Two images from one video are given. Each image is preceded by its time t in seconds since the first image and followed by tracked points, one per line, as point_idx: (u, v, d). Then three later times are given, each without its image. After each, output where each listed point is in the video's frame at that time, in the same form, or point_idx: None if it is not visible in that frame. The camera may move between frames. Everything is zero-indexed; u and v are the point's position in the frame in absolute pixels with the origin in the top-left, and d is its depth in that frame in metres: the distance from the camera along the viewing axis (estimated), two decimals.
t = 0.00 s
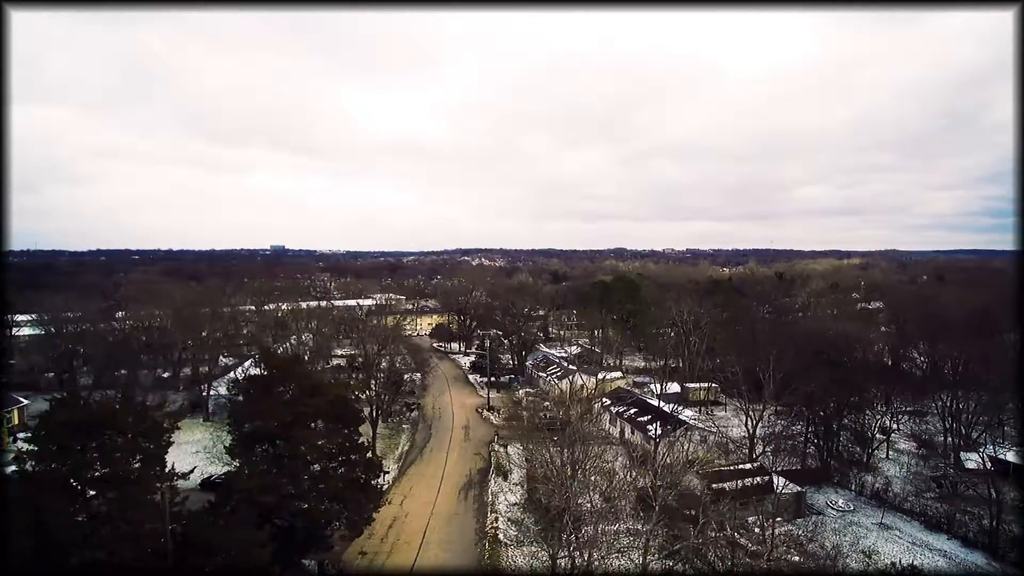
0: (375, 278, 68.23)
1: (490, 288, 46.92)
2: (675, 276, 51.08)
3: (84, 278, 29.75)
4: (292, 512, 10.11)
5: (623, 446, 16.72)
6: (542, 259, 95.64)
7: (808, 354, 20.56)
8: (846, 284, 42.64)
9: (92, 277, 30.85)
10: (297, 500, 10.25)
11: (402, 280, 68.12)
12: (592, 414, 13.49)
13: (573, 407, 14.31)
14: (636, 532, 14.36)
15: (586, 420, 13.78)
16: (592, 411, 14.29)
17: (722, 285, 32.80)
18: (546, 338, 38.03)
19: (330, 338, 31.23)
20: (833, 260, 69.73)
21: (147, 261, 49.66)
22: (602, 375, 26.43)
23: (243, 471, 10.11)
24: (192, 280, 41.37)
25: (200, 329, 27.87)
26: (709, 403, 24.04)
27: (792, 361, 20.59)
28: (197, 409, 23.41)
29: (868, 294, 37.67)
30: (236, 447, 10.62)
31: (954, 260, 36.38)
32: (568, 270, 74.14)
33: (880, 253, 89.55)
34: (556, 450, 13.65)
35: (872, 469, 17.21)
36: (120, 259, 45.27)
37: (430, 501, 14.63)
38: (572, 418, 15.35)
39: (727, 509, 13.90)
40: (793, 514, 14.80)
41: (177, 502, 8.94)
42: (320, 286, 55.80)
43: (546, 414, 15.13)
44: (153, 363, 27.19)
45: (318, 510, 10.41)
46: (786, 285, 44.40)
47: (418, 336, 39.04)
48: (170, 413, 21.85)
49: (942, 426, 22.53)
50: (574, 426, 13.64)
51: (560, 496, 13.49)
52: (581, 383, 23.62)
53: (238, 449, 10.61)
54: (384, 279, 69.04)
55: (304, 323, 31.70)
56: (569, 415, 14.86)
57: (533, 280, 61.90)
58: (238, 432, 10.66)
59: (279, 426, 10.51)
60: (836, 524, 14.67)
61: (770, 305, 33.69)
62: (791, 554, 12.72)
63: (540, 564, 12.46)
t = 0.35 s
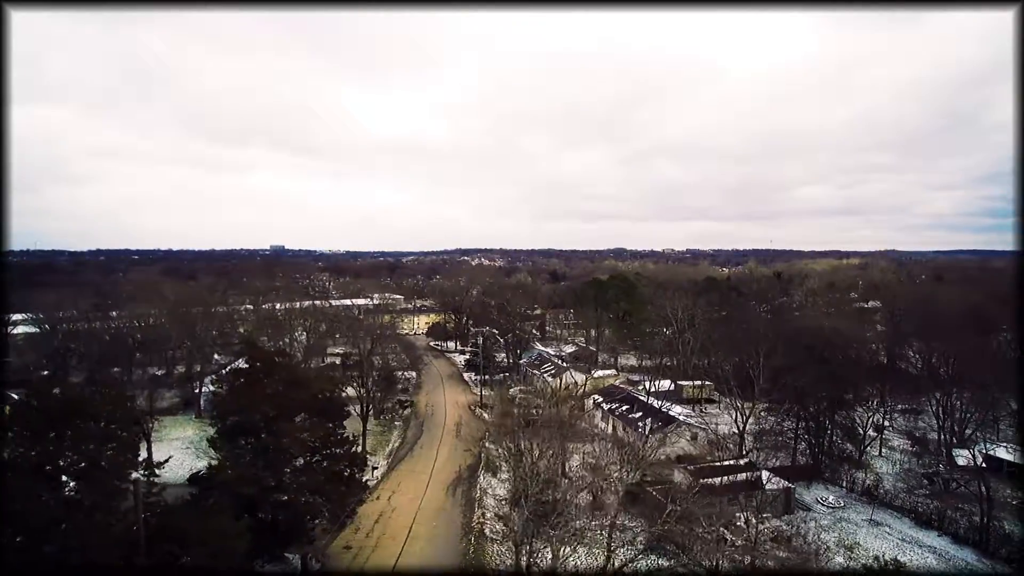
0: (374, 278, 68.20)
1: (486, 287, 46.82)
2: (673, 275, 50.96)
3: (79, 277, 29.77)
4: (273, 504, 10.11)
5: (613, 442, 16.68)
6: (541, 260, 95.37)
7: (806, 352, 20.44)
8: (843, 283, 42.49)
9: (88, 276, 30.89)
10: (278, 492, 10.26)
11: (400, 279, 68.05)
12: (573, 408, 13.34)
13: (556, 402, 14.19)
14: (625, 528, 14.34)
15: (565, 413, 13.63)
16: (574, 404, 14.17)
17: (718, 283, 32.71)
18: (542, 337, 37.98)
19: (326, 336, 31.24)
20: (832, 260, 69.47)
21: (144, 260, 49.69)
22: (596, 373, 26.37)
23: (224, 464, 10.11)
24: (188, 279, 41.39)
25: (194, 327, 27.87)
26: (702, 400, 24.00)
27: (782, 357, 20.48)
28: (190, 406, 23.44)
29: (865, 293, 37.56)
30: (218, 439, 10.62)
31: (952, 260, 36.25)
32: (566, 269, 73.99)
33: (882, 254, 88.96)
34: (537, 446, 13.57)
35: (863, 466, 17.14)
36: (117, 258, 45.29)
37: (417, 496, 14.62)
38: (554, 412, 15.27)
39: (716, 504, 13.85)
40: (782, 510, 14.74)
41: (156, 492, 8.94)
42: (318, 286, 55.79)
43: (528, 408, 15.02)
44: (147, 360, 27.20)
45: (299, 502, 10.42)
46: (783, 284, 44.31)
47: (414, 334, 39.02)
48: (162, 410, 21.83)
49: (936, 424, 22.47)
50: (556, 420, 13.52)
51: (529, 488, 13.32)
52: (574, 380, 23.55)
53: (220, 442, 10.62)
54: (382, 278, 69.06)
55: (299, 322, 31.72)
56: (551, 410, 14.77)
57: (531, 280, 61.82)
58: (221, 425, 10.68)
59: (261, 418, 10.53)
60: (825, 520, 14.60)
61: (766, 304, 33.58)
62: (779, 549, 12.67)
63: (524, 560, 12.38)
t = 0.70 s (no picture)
0: (371, 278, 68.12)
1: (482, 286, 46.80)
2: (670, 275, 50.86)
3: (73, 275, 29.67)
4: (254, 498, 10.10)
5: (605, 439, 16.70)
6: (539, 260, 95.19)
7: (786, 345, 20.08)
8: (840, 283, 42.37)
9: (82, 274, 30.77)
10: (258, 485, 10.25)
11: (398, 279, 67.97)
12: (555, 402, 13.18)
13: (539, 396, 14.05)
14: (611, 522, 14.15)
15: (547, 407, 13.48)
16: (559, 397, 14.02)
17: (712, 281, 32.62)
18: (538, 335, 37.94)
19: (320, 334, 31.17)
20: (831, 260, 69.25)
21: (140, 260, 49.57)
22: (589, 371, 26.30)
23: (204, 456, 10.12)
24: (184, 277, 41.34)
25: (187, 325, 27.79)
26: (695, 398, 23.93)
27: (773, 352, 20.44)
28: (182, 403, 23.35)
29: (860, 292, 37.49)
30: (199, 432, 10.62)
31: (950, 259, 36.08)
32: (564, 269, 73.86)
33: (881, 254, 88.65)
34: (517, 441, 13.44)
35: (853, 463, 17.08)
36: (112, 257, 45.18)
37: (404, 492, 14.56)
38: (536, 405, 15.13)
39: (704, 502, 13.73)
40: (770, 506, 14.70)
41: (134, 484, 8.96)
42: (315, 285, 55.73)
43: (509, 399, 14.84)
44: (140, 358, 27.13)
45: (280, 495, 10.42)
46: (780, 284, 44.25)
47: (410, 333, 39.00)
48: (152, 407, 21.76)
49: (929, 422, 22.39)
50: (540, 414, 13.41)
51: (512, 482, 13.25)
52: (566, 377, 23.48)
53: (200, 434, 10.61)
54: (379, 278, 69.01)
55: (294, 320, 31.69)
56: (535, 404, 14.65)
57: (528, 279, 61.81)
58: (202, 418, 10.69)
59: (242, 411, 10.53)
60: (814, 517, 14.56)
61: (762, 302, 33.46)
62: (766, 545, 12.58)
63: (508, 555, 12.31)
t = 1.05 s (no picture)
0: (365, 278, 67.82)
1: (476, 285, 46.68)
2: (663, 275, 50.83)
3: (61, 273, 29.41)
4: (235, 492, 10.07)
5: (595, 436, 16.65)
6: (534, 260, 95.01)
7: (775, 340, 20.04)
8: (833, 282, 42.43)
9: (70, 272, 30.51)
10: (239, 478, 10.20)
11: (392, 279, 67.72)
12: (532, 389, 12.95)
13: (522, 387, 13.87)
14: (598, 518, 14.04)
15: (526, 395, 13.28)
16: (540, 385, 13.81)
17: (705, 279, 32.66)
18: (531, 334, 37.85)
19: (311, 332, 31.01)
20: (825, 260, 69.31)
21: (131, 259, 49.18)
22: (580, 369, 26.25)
23: (184, 449, 10.06)
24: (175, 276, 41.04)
25: (176, 323, 27.58)
26: (686, 395, 23.91)
27: (762, 348, 20.47)
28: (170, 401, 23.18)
29: (853, 290, 37.59)
30: (180, 426, 10.56)
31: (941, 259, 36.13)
32: (559, 269, 73.78)
33: (876, 253, 88.65)
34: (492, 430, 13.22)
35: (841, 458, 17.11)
36: (102, 257, 44.79)
37: (391, 488, 14.50)
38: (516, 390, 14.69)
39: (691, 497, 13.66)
40: (757, 500, 14.75)
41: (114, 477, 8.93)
42: (308, 285, 55.46)
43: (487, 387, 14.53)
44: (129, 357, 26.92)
45: (261, 489, 10.37)
46: (773, 283, 44.33)
47: (403, 332, 38.86)
48: (139, 405, 21.58)
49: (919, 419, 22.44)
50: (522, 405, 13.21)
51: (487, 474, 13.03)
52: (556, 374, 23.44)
53: (181, 428, 10.55)
54: (373, 277, 68.73)
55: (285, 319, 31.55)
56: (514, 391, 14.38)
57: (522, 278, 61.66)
58: (184, 412, 10.63)
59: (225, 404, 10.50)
60: (799, 511, 14.58)
61: (754, 300, 33.46)
62: (752, 540, 12.53)
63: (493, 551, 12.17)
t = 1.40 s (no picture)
0: (362, 277, 67.72)
1: (473, 284, 46.66)
2: (661, 274, 50.74)
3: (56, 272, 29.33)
4: (221, 485, 10.08)
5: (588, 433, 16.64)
6: (533, 260, 94.87)
7: (766, 336, 20.06)
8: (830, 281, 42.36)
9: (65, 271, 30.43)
10: (226, 471, 10.18)
11: (390, 279, 67.60)
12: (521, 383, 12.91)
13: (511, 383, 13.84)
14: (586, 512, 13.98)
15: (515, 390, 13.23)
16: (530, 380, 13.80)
17: (700, 277, 32.62)
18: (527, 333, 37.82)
19: (306, 331, 30.98)
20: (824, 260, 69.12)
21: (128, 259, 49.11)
22: (576, 367, 26.22)
23: (171, 442, 10.07)
24: (171, 276, 40.99)
25: (171, 322, 27.51)
26: (681, 393, 23.86)
27: (754, 344, 20.45)
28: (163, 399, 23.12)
29: (849, 289, 37.53)
30: (167, 419, 10.56)
31: (937, 258, 36.05)
32: (557, 268, 73.65)
33: (874, 254, 88.60)
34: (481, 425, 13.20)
35: (833, 455, 17.12)
36: (99, 256, 44.72)
37: (382, 484, 14.51)
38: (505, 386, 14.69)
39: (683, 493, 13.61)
40: (748, 495, 14.76)
41: (100, 469, 8.96)
42: (305, 284, 55.35)
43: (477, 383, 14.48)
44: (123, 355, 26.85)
45: (248, 481, 10.35)
46: (770, 282, 44.31)
47: (399, 331, 38.82)
48: (132, 403, 21.52)
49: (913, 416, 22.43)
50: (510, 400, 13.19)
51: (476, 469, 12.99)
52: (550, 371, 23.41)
53: (168, 421, 10.53)
54: (371, 277, 68.64)
55: (280, 317, 31.50)
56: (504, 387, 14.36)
57: (520, 278, 61.63)
58: (171, 405, 10.65)
59: (213, 397, 10.49)
60: (790, 507, 14.57)
61: (750, 298, 33.44)
62: (743, 535, 12.50)
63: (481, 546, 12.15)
